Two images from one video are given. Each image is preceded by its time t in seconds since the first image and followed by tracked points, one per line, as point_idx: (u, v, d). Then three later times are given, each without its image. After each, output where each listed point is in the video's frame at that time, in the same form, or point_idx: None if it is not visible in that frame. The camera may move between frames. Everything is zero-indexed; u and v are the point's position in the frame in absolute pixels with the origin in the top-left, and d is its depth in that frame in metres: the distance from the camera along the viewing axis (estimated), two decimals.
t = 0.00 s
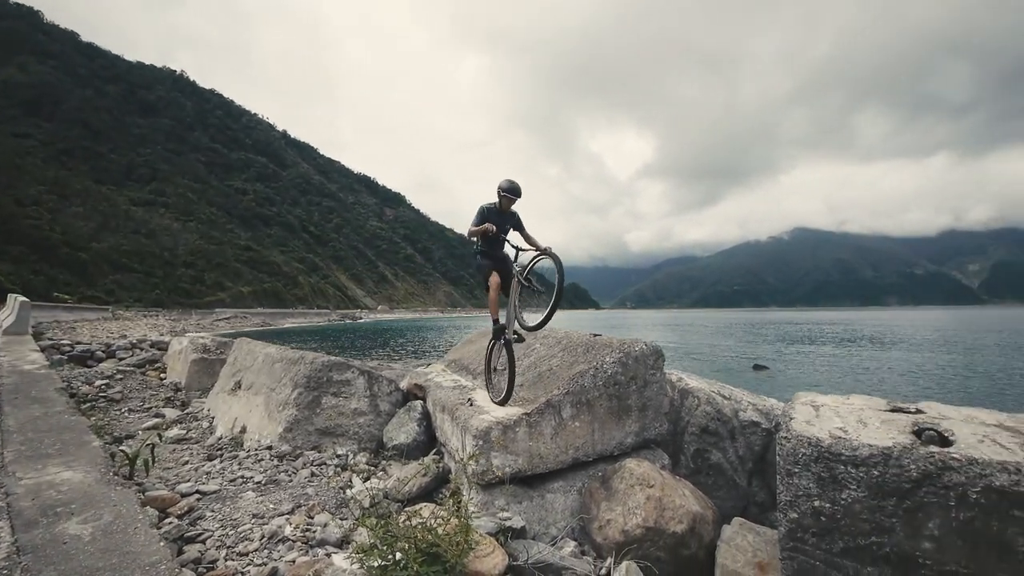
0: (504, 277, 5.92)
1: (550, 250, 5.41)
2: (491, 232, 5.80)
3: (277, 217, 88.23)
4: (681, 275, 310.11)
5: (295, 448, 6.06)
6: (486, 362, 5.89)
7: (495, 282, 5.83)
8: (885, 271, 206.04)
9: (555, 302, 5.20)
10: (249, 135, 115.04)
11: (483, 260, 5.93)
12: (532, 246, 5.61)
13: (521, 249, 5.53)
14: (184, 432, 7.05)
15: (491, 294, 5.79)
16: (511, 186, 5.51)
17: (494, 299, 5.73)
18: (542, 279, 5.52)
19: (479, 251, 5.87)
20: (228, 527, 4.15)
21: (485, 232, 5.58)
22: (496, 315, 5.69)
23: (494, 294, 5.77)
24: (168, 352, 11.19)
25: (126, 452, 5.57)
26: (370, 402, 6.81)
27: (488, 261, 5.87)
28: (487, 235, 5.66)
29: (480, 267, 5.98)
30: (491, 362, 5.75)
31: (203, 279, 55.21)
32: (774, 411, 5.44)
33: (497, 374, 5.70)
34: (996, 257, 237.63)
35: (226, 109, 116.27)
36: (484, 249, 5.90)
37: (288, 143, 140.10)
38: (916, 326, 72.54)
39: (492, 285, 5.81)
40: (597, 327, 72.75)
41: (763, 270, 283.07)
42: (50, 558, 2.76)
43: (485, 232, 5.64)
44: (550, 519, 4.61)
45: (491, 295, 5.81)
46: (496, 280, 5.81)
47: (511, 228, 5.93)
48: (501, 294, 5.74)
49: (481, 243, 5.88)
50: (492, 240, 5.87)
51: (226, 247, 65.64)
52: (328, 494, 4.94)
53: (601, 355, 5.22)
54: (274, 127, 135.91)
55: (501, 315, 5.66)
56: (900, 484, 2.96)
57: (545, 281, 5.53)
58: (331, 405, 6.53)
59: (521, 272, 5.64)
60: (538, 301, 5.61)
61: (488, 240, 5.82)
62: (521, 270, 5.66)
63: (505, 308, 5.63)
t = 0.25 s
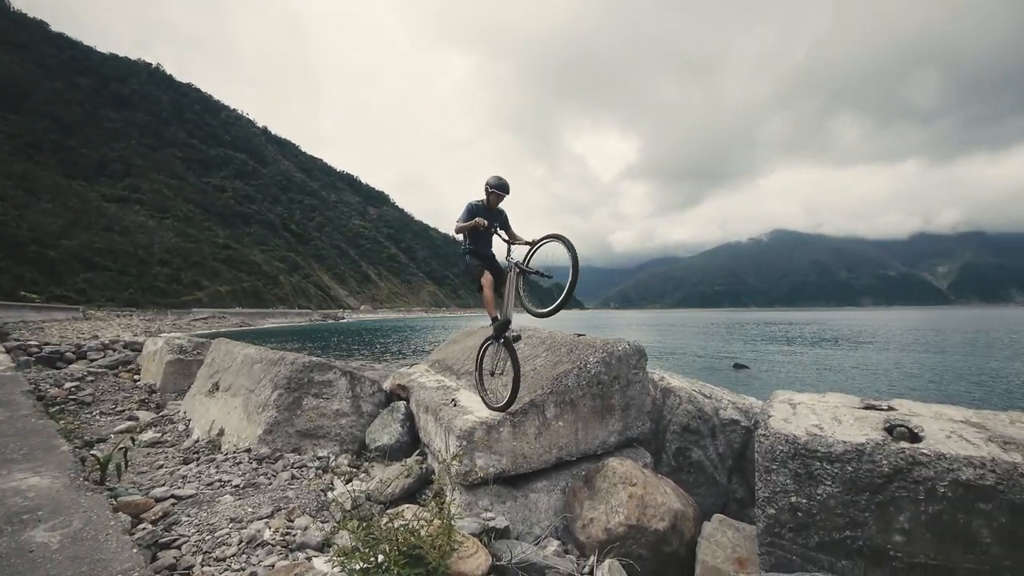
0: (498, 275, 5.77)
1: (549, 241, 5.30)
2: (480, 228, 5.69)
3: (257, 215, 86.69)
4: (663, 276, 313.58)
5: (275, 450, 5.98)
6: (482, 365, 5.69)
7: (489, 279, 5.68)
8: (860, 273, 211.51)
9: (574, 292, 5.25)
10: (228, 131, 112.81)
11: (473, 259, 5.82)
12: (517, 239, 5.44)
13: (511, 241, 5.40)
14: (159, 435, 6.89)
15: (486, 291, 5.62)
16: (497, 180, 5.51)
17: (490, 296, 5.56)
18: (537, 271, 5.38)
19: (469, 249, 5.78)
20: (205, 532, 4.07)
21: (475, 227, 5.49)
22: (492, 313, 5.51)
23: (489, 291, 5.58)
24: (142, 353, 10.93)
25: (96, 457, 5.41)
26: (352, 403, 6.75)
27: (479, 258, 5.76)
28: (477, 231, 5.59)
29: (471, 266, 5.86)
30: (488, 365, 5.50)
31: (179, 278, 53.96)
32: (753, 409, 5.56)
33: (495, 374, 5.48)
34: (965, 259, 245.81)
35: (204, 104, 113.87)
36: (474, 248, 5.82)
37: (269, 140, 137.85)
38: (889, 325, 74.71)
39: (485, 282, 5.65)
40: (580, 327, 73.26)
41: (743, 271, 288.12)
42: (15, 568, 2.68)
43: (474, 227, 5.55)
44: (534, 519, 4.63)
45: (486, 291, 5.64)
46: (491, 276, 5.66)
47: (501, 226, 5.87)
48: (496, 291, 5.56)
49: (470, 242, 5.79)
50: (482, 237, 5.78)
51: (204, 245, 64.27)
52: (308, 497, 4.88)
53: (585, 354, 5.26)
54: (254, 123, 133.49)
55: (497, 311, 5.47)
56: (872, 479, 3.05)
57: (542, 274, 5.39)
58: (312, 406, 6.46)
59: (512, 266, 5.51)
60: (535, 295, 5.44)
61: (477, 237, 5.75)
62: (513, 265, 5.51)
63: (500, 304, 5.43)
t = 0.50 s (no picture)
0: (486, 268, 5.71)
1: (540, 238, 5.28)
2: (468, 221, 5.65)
3: (238, 213, 85.24)
4: (647, 277, 316.66)
5: (256, 452, 5.90)
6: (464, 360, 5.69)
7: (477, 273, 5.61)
8: (837, 274, 216.55)
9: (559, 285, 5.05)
10: (208, 127, 110.69)
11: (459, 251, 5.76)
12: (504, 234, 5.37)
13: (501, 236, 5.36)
14: (135, 438, 6.74)
15: (473, 286, 5.58)
16: (488, 171, 5.47)
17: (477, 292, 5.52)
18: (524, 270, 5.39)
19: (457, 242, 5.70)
20: (183, 537, 4.01)
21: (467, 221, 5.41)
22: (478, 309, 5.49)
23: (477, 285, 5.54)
24: (117, 354, 10.66)
25: (69, 461, 5.28)
26: (335, 404, 6.68)
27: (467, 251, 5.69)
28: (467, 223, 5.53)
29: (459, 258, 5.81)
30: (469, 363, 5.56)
31: (156, 277, 52.79)
32: (735, 407, 5.66)
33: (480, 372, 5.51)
34: (937, 262, 253.29)
35: (183, 99, 111.61)
36: (461, 240, 5.75)
37: (251, 136, 135.63)
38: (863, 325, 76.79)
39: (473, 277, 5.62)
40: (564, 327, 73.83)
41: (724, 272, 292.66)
42: None
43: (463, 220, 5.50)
44: (519, 519, 4.64)
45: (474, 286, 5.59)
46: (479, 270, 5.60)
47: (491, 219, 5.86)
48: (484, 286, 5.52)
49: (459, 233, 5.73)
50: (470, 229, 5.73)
51: (183, 243, 62.96)
52: (290, 499, 4.82)
53: (570, 353, 5.30)
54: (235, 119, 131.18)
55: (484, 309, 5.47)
56: (849, 475, 3.13)
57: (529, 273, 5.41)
58: (294, 408, 6.39)
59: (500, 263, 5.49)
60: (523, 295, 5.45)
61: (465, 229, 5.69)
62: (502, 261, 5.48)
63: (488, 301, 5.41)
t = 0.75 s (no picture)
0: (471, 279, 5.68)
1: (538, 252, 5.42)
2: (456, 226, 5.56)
3: (219, 211, 83.77)
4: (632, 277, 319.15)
5: (237, 455, 5.82)
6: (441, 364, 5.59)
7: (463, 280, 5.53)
8: (817, 275, 220.84)
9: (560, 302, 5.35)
10: (188, 122, 108.50)
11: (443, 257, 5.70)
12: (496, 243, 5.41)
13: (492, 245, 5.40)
14: (110, 441, 6.58)
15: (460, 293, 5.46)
16: (478, 179, 5.51)
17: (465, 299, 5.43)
18: (517, 283, 5.45)
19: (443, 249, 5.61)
20: (160, 543, 3.93)
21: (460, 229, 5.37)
22: (463, 318, 5.40)
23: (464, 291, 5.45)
24: (92, 355, 10.41)
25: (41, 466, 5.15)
26: (319, 406, 6.61)
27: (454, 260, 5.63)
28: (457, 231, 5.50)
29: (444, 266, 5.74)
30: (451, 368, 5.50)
31: (133, 275, 51.54)
32: (718, 406, 5.75)
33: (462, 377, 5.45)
34: (912, 263, 260.03)
35: (162, 94, 109.36)
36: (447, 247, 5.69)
37: (233, 133, 133.44)
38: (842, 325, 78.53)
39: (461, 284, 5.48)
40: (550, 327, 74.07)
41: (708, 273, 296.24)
42: None
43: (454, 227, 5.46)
44: (505, 519, 4.65)
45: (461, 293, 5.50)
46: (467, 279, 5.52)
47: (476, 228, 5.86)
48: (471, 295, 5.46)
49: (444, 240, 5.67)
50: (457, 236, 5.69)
51: (161, 241, 61.68)
52: (271, 503, 4.76)
53: (556, 353, 5.32)
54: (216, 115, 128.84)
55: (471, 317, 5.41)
56: (827, 471, 3.20)
57: (522, 287, 5.49)
58: (277, 410, 6.31)
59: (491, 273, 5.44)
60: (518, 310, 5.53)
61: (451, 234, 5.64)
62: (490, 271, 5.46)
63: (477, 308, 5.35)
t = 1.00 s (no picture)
0: (463, 278, 5.69)
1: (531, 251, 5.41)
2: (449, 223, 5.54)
3: (202, 209, 82.44)
4: (619, 277, 320.91)
5: (219, 457, 5.74)
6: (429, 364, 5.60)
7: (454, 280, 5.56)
8: (800, 276, 224.59)
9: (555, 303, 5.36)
10: (170, 119, 106.62)
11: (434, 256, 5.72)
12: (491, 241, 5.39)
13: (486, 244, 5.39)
14: (87, 444, 6.44)
15: (451, 293, 5.48)
16: (474, 177, 5.49)
17: (456, 299, 5.45)
18: (510, 283, 5.45)
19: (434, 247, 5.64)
20: (139, 548, 3.87)
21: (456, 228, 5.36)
22: (456, 318, 5.41)
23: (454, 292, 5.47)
24: (69, 356, 10.17)
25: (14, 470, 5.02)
26: (304, 407, 6.55)
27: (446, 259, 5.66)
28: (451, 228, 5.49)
29: (436, 264, 5.75)
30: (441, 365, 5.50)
31: (113, 274, 50.47)
32: (703, 405, 5.83)
33: (452, 377, 5.43)
34: (892, 264, 265.59)
35: (144, 90, 107.30)
36: (439, 245, 5.71)
37: (216, 129, 131.41)
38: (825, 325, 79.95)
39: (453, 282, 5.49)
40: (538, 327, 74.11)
41: (694, 273, 299.44)
42: None
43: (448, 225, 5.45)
44: (493, 519, 4.66)
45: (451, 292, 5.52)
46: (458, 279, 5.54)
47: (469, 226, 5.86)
48: (461, 294, 5.48)
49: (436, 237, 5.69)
50: (450, 234, 5.70)
51: (142, 240, 60.53)
52: (255, 505, 4.70)
53: (544, 353, 5.34)
54: (199, 111, 126.77)
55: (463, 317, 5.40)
56: (809, 468, 3.27)
57: (515, 287, 5.48)
58: (261, 411, 6.24)
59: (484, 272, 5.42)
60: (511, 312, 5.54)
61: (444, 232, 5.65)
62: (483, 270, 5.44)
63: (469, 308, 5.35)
